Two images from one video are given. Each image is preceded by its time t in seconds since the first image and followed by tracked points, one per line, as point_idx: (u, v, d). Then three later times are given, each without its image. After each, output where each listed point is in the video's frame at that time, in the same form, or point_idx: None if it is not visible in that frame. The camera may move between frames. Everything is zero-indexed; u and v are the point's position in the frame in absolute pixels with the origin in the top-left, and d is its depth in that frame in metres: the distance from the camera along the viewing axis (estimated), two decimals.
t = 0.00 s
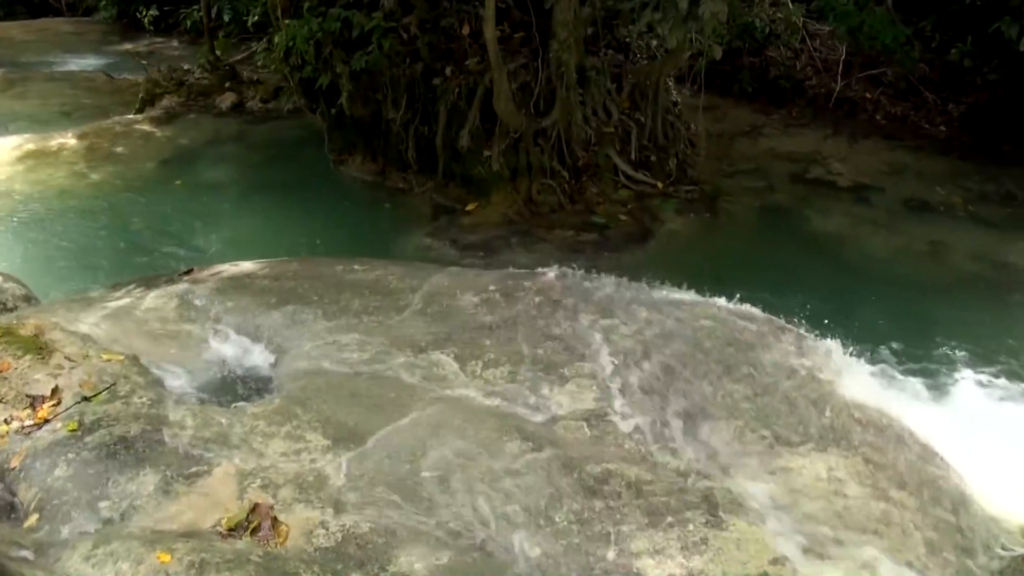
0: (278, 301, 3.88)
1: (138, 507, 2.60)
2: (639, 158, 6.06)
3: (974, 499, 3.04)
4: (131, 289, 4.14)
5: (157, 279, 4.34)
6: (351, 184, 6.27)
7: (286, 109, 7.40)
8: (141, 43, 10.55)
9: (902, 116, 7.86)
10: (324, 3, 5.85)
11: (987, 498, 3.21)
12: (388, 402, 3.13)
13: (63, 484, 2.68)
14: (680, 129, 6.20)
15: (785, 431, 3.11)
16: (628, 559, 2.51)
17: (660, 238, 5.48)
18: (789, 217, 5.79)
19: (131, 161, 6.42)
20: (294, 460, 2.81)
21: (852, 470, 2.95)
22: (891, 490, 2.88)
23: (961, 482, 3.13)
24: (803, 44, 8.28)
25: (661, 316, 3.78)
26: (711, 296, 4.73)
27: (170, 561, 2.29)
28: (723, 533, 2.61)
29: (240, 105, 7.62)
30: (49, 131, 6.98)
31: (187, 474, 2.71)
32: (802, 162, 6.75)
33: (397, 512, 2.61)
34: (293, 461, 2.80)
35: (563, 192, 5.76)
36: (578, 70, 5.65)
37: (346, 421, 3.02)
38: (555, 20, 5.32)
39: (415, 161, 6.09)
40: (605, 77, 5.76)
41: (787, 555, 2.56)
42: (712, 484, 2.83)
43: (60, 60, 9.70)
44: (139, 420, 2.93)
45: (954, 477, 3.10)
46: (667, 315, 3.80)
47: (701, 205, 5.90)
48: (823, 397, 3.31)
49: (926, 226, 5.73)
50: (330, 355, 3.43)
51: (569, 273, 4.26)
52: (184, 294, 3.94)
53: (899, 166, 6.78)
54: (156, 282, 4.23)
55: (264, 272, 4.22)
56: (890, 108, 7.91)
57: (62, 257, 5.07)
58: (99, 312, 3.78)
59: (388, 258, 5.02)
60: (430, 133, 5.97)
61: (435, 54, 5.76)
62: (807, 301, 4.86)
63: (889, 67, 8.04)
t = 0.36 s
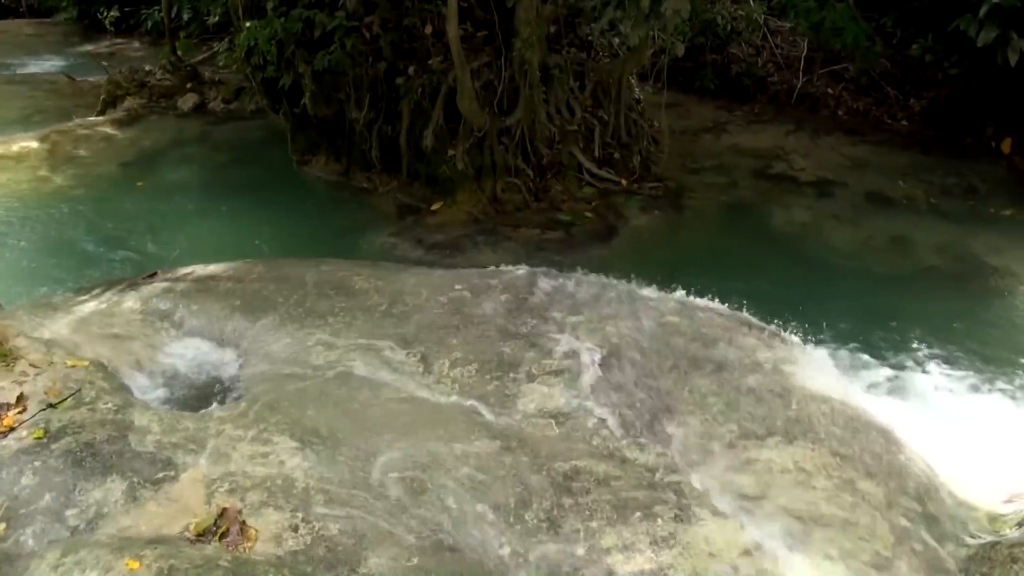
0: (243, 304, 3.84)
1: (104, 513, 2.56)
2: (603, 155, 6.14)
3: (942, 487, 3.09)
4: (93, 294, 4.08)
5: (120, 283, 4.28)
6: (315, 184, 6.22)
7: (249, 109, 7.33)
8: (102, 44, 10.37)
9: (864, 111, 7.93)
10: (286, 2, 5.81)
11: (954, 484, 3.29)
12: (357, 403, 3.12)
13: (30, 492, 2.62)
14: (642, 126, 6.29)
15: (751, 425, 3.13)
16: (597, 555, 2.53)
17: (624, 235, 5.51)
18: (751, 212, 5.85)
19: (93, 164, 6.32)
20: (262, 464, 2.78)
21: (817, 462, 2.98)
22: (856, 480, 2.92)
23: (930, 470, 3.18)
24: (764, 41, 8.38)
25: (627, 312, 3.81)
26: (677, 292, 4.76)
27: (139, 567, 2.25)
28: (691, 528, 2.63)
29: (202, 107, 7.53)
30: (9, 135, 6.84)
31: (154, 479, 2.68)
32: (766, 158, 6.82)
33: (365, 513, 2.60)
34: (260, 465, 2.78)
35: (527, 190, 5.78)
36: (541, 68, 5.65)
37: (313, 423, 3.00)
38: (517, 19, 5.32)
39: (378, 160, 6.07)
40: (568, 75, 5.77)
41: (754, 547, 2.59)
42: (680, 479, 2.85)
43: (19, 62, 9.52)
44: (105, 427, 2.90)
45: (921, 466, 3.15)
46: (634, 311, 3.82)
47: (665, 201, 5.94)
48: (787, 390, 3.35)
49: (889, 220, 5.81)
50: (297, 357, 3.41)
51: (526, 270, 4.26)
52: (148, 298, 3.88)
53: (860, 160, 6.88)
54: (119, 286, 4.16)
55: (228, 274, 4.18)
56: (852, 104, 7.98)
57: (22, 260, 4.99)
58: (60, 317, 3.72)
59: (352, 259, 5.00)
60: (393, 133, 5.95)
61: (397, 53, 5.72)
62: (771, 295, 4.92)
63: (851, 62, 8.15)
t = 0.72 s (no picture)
0: (210, 307, 3.80)
1: (73, 520, 2.52)
2: (568, 153, 6.16)
3: (909, 476, 3.14)
4: (56, 299, 4.01)
5: (85, 287, 4.21)
6: (279, 185, 6.16)
7: (213, 109, 7.26)
8: (64, 45, 10.20)
9: (828, 108, 8.02)
10: (249, 2, 5.77)
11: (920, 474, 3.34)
12: (324, 405, 3.10)
13: None
14: (607, 125, 6.28)
15: (719, 420, 3.16)
16: (568, 553, 2.53)
17: (591, 232, 5.53)
18: (716, 208, 5.90)
19: (55, 167, 6.22)
20: (231, 467, 2.75)
21: (785, 455, 3.01)
22: (823, 473, 2.96)
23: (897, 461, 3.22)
24: (728, 39, 8.54)
25: (594, 309, 3.82)
26: (645, 290, 4.78)
27: (107, 574, 2.25)
28: (661, 522, 2.65)
29: (166, 108, 7.42)
30: None
31: (122, 484, 2.64)
32: (729, 155, 6.87)
33: (335, 515, 2.58)
34: (228, 469, 2.75)
35: (494, 189, 5.80)
36: (505, 67, 5.66)
37: (281, 426, 2.97)
38: (481, 17, 5.33)
39: (344, 160, 6.03)
40: (532, 74, 5.78)
41: (724, 541, 2.61)
42: (650, 475, 2.86)
43: None
44: (72, 432, 2.85)
45: (887, 456, 3.19)
46: (602, 309, 3.84)
47: (631, 198, 5.97)
48: (755, 385, 3.38)
49: (854, 215, 5.89)
50: (265, 360, 3.38)
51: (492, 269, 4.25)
52: (113, 303, 3.83)
53: (825, 156, 6.95)
54: (83, 291, 4.10)
55: (194, 277, 4.13)
56: (816, 100, 8.07)
57: None
58: (22, 323, 3.66)
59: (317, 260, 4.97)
60: (358, 133, 5.92)
61: (361, 52, 5.68)
62: (737, 291, 4.96)
63: (814, 60, 8.31)
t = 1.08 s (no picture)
0: (176, 310, 3.76)
1: (41, 530, 2.45)
2: (534, 151, 6.18)
3: (877, 466, 3.18)
4: (18, 304, 3.94)
5: (49, 291, 4.14)
6: (244, 186, 6.10)
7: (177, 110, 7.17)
8: (26, 47, 10.03)
9: (791, 103, 8.12)
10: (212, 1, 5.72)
11: (887, 462, 3.35)
12: (293, 406, 3.08)
13: None
14: (572, 122, 6.32)
15: (688, 414, 3.18)
16: (540, 550, 2.53)
17: (558, 230, 5.54)
18: (682, 204, 5.94)
19: (16, 170, 6.11)
20: (200, 471, 2.72)
21: (754, 448, 3.04)
22: (792, 465, 2.98)
23: (865, 451, 3.26)
24: (691, 36, 8.59)
25: (563, 306, 3.83)
26: (613, 286, 4.79)
27: None
28: (632, 517, 2.66)
29: (129, 109, 7.30)
30: None
31: (91, 492, 2.58)
32: (694, 151, 6.91)
33: (304, 517, 2.57)
34: (195, 473, 2.71)
35: (460, 187, 5.81)
36: (470, 65, 5.67)
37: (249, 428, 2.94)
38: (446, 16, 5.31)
39: (309, 161, 5.99)
40: (498, 71, 5.79)
41: (695, 534, 2.62)
42: (620, 470, 2.87)
43: None
44: (40, 440, 2.79)
45: (855, 447, 3.23)
46: (571, 306, 3.85)
47: (597, 195, 5.99)
48: (723, 379, 3.40)
49: (818, 208, 5.95)
50: (233, 363, 3.35)
51: (459, 268, 4.24)
52: (77, 306, 3.77)
53: (789, 151, 7.02)
54: (47, 296, 4.03)
55: (160, 280, 4.08)
56: (779, 96, 8.15)
57: None
58: None
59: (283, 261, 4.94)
60: (323, 132, 5.89)
61: (325, 51, 5.67)
62: (704, 286, 4.99)
63: (776, 56, 8.35)
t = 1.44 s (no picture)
0: (143, 314, 3.71)
1: (10, 538, 2.42)
2: (502, 149, 6.17)
3: (845, 457, 3.21)
4: None
5: (13, 297, 4.07)
6: (208, 188, 6.03)
7: (142, 112, 7.09)
8: None
9: (756, 98, 8.18)
10: (174, 2, 5.66)
11: (855, 453, 3.37)
12: (263, 409, 3.05)
13: None
14: (539, 120, 6.34)
15: (658, 409, 3.19)
16: (513, 547, 2.54)
17: (525, 227, 5.55)
18: (649, 201, 5.97)
19: None
20: (169, 476, 2.69)
21: (724, 441, 3.06)
22: (761, 457, 3.01)
23: (833, 442, 3.30)
24: (655, 33, 8.61)
25: (532, 304, 3.83)
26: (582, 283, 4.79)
27: None
28: (603, 513, 2.67)
29: (93, 111, 7.19)
30: None
31: (61, 499, 2.55)
32: (660, 147, 6.95)
33: (275, 520, 2.55)
34: (165, 478, 2.68)
35: (427, 186, 5.77)
36: (436, 63, 5.66)
37: (218, 432, 2.91)
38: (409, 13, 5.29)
39: (274, 161, 5.94)
40: (463, 70, 5.77)
41: (666, 528, 2.64)
42: (591, 466, 2.88)
43: None
44: (7, 449, 2.75)
45: (823, 437, 3.26)
46: (539, 304, 3.85)
47: (564, 192, 6.01)
48: (691, 373, 3.42)
49: (785, 203, 6.01)
50: (201, 366, 3.32)
51: (428, 267, 4.23)
52: (42, 312, 3.71)
53: (755, 146, 7.08)
54: (11, 301, 3.97)
55: (127, 284, 4.02)
56: (743, 92, 8.23)
57: None
58: None
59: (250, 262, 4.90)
60: (289, 132, 5.84)
61: (290, 51, 5.63)
62: (671, 283, 5.01)
63: (740, 51, 8.44)
